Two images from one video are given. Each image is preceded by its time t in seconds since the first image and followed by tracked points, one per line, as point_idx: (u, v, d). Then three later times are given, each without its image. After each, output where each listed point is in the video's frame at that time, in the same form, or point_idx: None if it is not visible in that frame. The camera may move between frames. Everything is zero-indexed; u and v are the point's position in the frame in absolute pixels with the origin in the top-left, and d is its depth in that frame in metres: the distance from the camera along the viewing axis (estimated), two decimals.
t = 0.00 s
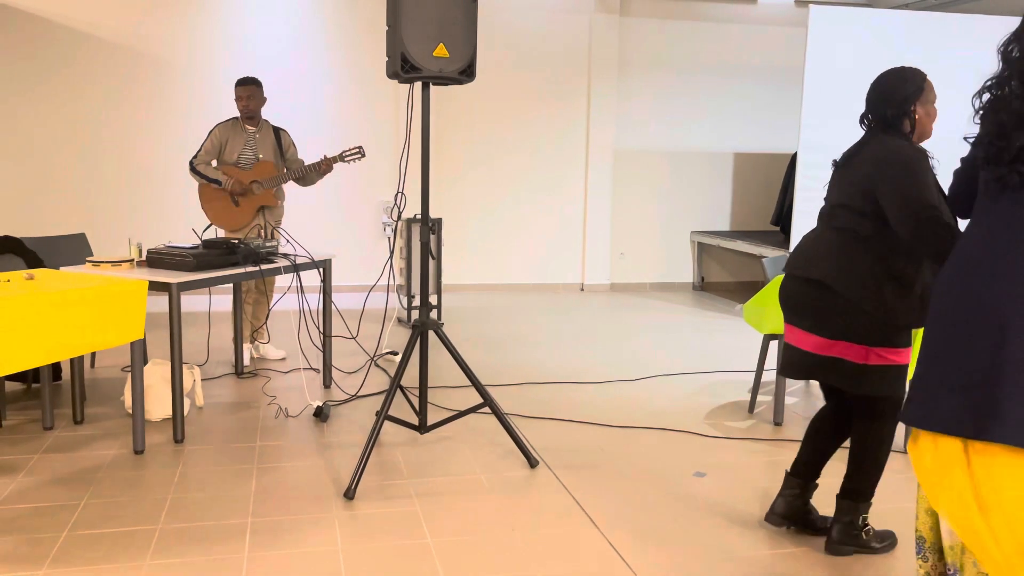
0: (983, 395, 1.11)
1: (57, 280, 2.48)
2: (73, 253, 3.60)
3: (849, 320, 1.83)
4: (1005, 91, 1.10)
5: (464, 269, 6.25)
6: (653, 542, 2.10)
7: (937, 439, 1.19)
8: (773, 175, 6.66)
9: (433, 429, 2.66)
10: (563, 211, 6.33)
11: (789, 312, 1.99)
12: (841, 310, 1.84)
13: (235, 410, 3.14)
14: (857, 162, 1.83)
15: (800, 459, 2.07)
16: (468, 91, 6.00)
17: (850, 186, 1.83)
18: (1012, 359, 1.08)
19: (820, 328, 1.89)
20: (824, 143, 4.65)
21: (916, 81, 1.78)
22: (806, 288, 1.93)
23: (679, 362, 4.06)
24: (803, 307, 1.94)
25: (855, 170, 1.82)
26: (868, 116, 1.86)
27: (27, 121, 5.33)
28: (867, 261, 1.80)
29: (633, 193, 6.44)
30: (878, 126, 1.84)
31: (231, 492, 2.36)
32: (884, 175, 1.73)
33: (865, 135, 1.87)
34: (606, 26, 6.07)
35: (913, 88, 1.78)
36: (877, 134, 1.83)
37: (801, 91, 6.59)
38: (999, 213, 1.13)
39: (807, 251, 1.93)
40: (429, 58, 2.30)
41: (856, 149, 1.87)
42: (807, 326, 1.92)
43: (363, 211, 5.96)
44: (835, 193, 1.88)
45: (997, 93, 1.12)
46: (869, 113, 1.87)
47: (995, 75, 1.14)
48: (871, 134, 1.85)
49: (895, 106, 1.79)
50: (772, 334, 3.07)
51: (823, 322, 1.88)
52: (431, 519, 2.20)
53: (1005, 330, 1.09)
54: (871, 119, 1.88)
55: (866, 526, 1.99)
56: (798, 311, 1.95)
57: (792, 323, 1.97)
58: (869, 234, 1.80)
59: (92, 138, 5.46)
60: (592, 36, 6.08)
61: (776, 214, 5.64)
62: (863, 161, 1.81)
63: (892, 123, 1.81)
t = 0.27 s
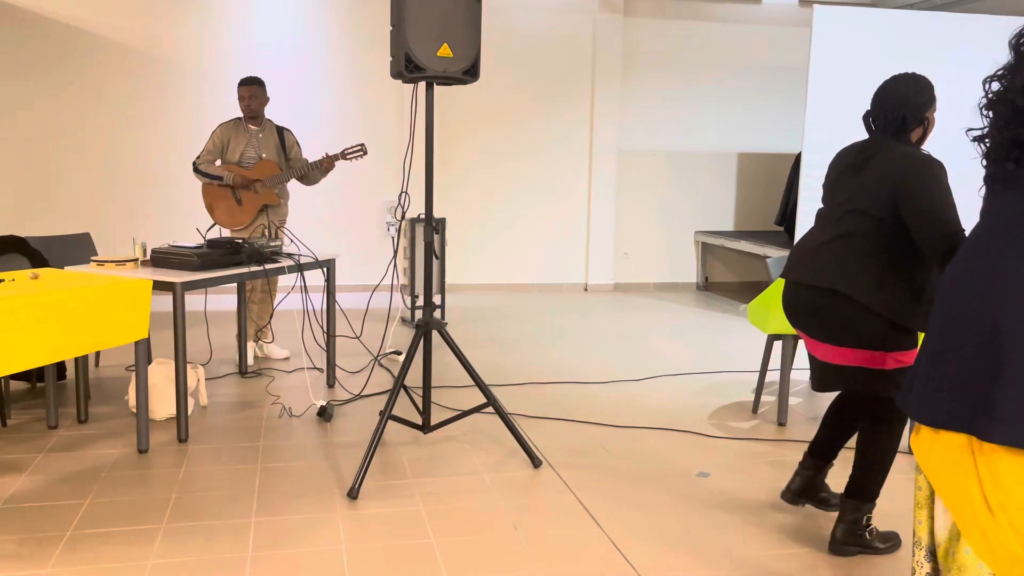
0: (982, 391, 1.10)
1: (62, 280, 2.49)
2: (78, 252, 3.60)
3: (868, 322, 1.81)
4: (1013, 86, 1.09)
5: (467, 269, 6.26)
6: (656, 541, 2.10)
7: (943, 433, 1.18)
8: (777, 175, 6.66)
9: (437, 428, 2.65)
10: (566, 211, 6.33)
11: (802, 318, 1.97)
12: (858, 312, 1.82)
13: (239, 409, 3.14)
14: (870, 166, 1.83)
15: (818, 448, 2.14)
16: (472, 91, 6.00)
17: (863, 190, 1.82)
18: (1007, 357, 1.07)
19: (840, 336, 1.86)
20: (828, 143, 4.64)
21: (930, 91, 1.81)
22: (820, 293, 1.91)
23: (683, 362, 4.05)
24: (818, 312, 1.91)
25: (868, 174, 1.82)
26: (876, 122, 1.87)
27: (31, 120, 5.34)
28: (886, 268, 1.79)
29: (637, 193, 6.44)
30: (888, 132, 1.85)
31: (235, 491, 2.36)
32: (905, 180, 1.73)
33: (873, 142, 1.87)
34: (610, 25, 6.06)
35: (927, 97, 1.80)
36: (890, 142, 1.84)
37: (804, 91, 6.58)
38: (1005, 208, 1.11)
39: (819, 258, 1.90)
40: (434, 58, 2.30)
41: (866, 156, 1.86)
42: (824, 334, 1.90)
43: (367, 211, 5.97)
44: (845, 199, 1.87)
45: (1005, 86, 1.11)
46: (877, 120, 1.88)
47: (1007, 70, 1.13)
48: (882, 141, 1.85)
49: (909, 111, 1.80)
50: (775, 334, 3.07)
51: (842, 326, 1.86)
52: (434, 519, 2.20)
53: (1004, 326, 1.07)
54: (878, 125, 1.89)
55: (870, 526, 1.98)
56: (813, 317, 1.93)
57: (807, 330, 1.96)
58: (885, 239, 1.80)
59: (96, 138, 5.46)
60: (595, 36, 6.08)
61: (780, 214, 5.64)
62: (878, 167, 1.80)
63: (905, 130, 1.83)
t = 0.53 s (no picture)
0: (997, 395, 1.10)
1: (73, 279, 2.50)
2: (89, 251, 3.62)
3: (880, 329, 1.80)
4: None
5: (475, 269, 6.26)
6: (664, 542, 2.09)
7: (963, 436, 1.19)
8: (786, 176, 6.64)
9: (445, 428, 2.65)
10: (574, 211, 6.32)
11: (806, 321, 1.95)
12: (868, 317, 1.80)
13: (248, 408, 3.15)
14: (876, 168, 1.79)
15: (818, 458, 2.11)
16: (481, 91, 6.01)
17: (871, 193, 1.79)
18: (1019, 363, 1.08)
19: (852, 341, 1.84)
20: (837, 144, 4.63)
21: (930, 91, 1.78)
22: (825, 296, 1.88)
23: (691, 363, 4.05)
24: (824, 315, 1.89)
25: (876, 177, 1.78)
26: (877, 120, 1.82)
27: (43, 120, 5.37)
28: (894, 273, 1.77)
29: (646, 194, 6.43)
30: (888, 130, 1.81)
31: (243, 490, 2.37)
32: (919, 187, 1.71)
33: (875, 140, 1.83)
34: (619, 25, 6.06)
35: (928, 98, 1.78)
36: (892, 142, 1.80)
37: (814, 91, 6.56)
38: None
39: (827, 262, 1.87)
40: (442, 57, 2.30)
41: (870, 155, 1.82)
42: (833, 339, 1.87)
43: (375, 211, 5.98)
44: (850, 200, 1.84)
45: None
46: (876, 117, 1.83)
47: None
48: (884, 140, 1.81)
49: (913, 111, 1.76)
50: (784, 335, 3.06)
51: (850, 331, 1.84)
52: (442, 518, 2.20)
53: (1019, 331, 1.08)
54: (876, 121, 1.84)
55: (877, 526, 1.98)
56: (819, 320, 1.91)
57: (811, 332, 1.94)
58: (893, 243, 1.78)
59: (108, 138, 5.49)
60: (604, 36, 6.08)
61: (790, 214, 5.62)
62: (885, 169, 1.77)
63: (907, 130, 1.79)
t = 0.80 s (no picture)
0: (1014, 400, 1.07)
1: (92, 277, 2.52)
2: (109, 251, 3.66)
3: (890, 328, 1.79)
4: None
5: (491, 269, 6.27)
6: (680, 544, 2.08)
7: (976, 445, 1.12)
8: (804, 177, 6.60)
9: (460, 428, 2.65)
10: (590, 211, 6.32)
11: (823, 320, 1.94)
12: (879, 317, 1.80)
13: (265, 407, 3.17)
14: (881, 169, 1.79)
15: (834, 459, 2.09)
16: (498, 91, 6.01)
17: (878, 194, 1.79)
18: None
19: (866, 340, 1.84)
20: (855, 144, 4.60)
21: (933, 87, 1.76)
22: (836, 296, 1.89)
23: (707, 364, 4.03)
24: (837, 315, 1.90)
25: (881, 179, 1.78)
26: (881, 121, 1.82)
27: (64, 121, 5.42)
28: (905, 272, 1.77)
29: (663, 194, 6.42)
30: (891, 130, 1.80)
31: (261, 488, 2.39)
32: (922, 185, 1.71)
33: (880, 141, 1.83)
34: (636, 25, 6.05)
35: (932, 95, 1.76)
36: (895, 141, 1.80)
37: (833, 91, 6.52)
38: None
39: (840, 262, 1.87)
40: (458, 57, 2.30)
41: (874, 156, 1.82)
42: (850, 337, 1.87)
43: (392, 211, 5.99)
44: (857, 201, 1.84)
45: None
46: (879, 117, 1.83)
47: None
48: (887, 141, 1.81)
49: (913, 111, 1.75)
50: (801, 336, 3.04)
51: (862, 331, 1.84)
52: (456, 518, 2.20)
53: None
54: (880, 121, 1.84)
55: (894, 528, 1.97)
56: (832, 320, 1.91)
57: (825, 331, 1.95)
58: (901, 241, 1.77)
59: (128, 138, 5.54)
60: (622, 36, 6.07)
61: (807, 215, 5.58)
62: (889, 170, 1.77)
63: (908, 128, 1.79)
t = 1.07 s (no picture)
0: None
1: (128, 276, 2.56)
2: (145, 250, 3.72)
3: (901, 321, 1.78)
4: None
5: (520, 269, 6.28)
6: (710, 546, 2.07)
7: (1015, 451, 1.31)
8: (837, 177, 6.53)
9: (489, 427, 2.66)
10: (620, 212, 6.30)
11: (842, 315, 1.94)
12: (891, 308, 1.79)
13: (297, 405, 3.20)
14: (903, 166, 1.81)
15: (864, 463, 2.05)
16: (528, 92, 6.02)
17: (898, 190, 1.80)
18: None
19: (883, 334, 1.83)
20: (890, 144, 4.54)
21: (961, 84, 1.77)
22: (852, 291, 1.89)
23: (738, 366, 4.00)
24: (852, 310, 1.89)
25: (903, 174, 1.80)
26: (909, 121, 1.84)
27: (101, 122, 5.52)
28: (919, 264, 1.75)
29: (693, 195, 6.38)
30: (919, 130, 1.82)
31: (292, 485, 2.41)
32: (942, 178, 1.71)
33: (908, 140, 1.84)
34: (668, 25, 6.02)
35: (959, 91, 1.76)
36: (922, 139, 1.81)
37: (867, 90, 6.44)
38: None
39: (857, 255, 1.87)
40: (489, 58, 2.31)
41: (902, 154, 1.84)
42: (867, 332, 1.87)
43: (422, 211, 6.02)
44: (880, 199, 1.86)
45: None
46: (907, 117, 1.84)
47: None
48: (914, 140, 1.82)
49: (939, 108, 1.77)
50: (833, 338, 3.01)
51: (877, 325, 1.84)
52: (485, 518, 2.21)
53: None
54: (908, 121, 1.86)
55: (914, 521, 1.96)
56: (848, 315, 1.91)
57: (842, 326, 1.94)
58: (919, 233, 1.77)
59: (163, 140, 5.62)
60: (653, 36, 6.04)
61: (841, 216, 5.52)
62: (911, 166, 1.79)
63: (935, 125, 1.80)
